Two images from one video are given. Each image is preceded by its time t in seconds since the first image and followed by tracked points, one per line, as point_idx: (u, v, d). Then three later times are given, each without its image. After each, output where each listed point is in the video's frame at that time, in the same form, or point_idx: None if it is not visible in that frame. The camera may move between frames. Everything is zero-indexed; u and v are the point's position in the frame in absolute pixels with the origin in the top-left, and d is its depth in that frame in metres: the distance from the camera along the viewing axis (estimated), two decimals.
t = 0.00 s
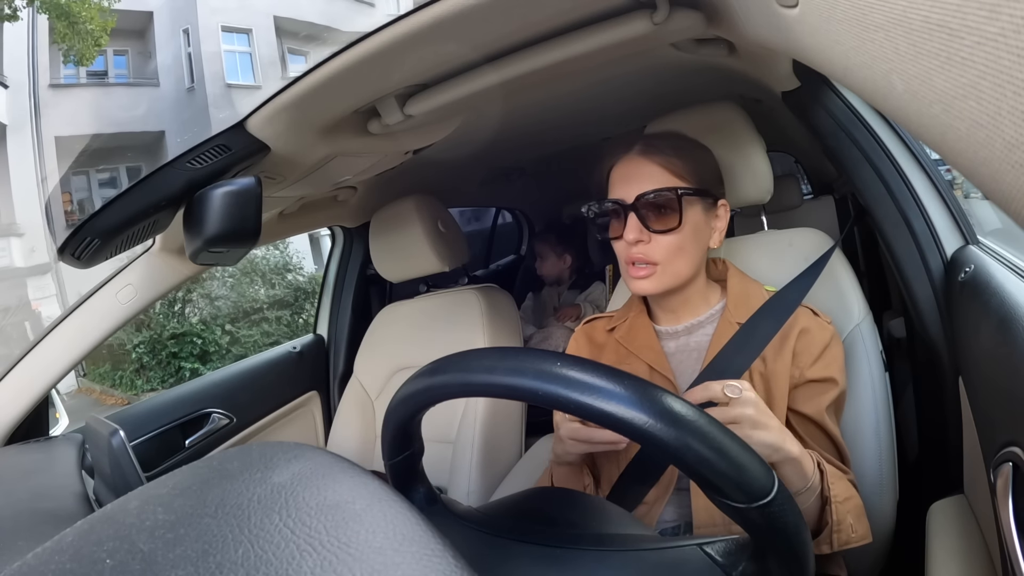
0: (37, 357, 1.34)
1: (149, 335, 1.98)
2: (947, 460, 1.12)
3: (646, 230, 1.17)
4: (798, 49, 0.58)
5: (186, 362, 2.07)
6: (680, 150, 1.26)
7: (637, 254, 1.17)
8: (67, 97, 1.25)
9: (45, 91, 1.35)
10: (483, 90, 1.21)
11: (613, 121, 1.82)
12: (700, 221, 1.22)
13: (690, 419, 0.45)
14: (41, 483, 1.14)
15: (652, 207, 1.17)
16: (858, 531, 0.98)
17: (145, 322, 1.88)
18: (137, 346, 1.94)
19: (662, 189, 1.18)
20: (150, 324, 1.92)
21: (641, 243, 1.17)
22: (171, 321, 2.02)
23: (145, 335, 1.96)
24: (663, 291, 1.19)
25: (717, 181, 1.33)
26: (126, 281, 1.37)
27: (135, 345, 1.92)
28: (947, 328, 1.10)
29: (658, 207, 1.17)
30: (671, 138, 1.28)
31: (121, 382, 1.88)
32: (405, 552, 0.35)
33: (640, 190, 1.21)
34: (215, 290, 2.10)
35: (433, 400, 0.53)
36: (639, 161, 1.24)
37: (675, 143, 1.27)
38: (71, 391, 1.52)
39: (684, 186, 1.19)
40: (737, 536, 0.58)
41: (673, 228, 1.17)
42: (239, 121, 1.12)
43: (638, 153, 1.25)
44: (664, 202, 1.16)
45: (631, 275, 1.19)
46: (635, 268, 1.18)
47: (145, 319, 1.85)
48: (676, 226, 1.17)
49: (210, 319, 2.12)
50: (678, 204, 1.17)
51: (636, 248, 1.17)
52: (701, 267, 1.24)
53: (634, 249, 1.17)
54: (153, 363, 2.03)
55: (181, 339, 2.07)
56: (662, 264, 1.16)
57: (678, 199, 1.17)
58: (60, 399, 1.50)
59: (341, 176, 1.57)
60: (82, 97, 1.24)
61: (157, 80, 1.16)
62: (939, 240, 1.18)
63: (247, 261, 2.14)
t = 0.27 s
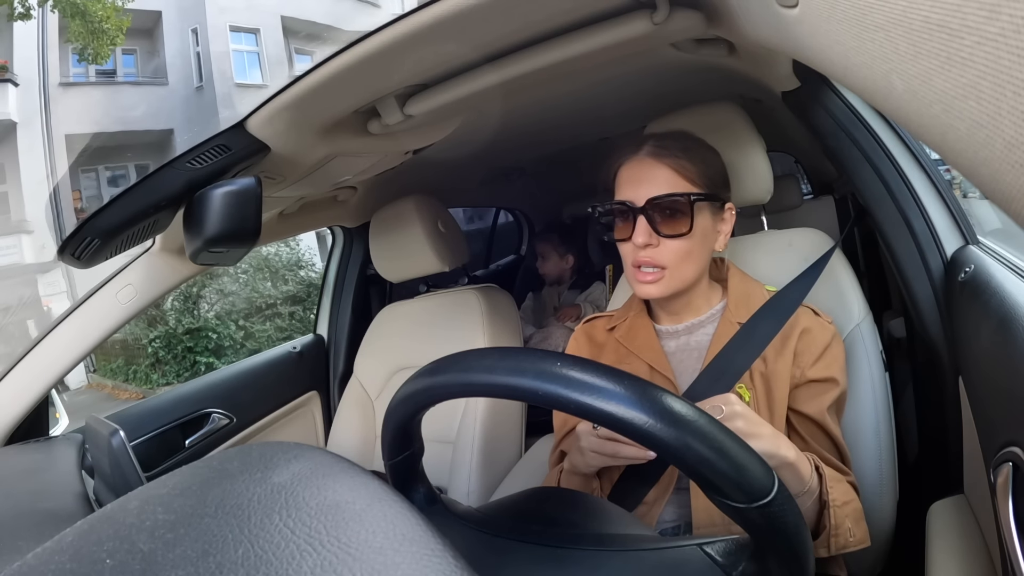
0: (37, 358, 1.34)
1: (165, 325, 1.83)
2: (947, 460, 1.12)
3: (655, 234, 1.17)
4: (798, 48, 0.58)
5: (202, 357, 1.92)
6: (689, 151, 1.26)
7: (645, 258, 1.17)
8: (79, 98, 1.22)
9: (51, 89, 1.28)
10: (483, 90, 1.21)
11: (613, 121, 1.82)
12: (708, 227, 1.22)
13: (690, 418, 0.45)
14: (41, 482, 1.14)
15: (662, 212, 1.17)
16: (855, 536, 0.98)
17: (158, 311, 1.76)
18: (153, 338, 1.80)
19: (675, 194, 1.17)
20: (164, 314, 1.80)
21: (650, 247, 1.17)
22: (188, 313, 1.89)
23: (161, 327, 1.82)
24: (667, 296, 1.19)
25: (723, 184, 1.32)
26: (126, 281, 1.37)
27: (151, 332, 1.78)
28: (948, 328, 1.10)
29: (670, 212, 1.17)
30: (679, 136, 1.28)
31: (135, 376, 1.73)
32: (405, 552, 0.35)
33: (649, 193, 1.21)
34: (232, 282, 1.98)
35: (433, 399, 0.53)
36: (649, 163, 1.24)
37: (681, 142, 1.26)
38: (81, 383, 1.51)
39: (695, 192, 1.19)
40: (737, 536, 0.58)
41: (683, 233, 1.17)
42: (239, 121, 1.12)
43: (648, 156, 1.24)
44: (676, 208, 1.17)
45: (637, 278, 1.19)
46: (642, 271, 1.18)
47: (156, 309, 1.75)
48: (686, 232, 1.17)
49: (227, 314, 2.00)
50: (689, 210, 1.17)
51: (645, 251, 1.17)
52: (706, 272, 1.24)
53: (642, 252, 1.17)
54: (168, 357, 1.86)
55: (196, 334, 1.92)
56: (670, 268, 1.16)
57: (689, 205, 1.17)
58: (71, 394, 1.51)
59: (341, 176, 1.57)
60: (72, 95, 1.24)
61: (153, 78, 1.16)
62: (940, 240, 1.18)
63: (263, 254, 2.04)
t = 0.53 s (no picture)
0: (37, 358, 1.34)
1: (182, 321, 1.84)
2: (947, 460, 1.12)
3: (656, 233, 1.17)
4: (799, 49, 0.58)
5: (217, 353, 1.94)
6: (689, 151, 1.25)
7: (646, 256, 1.17)
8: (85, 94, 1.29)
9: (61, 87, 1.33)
10: (483, 90, 1.21)
11: (613, 121, 1.82)
12: (709, 226, 1.22)
13: (689, 418, 0.45)
14: (41, 483, 1.14)
15: (664, 210, 1.17)
16: (855, 535, 0.98)
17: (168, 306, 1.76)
18: (168, 333, 1.80)
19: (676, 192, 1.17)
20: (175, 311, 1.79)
21: (651, 245, 1.17)
22: (200, 309, 1.89)
23: (176, 323, 1.82)
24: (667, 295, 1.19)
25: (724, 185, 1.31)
26: (126, 281, 1.37)
27: (152, 329, 1.73)
28: (948, 328, 1.10)
29: (671, 210, 1.17)
30: (678, 136, 1.28)
31: (149, 372, 1.74)
32: (405, 552, 0.35)
33: (650, 192, 1.21)
34: (246, 279, 2.00)
35: (433, 399, 0.53)
36: (650, 164, 1.24)
37: (682, 141, 1.26)
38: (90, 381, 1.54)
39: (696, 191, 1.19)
40: (737, 536, 0.58)
41: (684, 232, 1.17)
42: (240, 121, 1.12)
43: (649, 155, 1.24)
44: (677, 206, 1.17)
45: (637, 276, 1.19)
46: (642, 270, 1.18)
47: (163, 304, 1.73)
48: (687, 230, 1.17)
49: (240, 311, 2.01)
50: (690, 208, 1.17)
51: (646, 250, 1.17)
52: (706, 271, 1.24)
53: (643, 251, 1.17)
54: (182, 353, 1.85)
55: (210, 330, 1.92)
56: (671, 267, 1.17)
57: (690, 204, 1.17)
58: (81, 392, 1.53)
59: (341, 176, 1.57)
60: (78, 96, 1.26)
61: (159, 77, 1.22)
62: (940, 240, 1.18)
63: (273, 252, 2.06)
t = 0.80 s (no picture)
0: (37, 358, 1.34)
1: (193, 317, 1.93)
2: (947, 460, 1.12)
3: (656, 232, 1.17)
4: (799, 49, 0.58)
5: (228, 348, 2.00)
6: (688, 151, 1.25)
7: (647, 256, 1.17)
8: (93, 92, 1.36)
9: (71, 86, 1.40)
10: (483, 90, 1.21)
11: (613, 121, 1.82)
12: (709, 225, 1.22)
13: (689, 418, 0.45)
14: (41, 483, 1.14)
15: (663, 210, 1.17)
16: (855, 535, 0.98)
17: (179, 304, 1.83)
18: (180, 329, 1.90)
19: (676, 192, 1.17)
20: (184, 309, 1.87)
21: (651, 245, 1.17)
22: (213, 306, 1.97)
23: (187, 318, 1.91)
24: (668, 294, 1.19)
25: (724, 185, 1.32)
26: (126, 281, 1.37)
27: (162, 325, 1.83)
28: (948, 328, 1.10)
29: (671, 210, 1.17)
30: (677, 136, 1.28)
31: (159, 367, 1.83)
32: (405, 552, 0.35)
33: (650, 192, 1.21)
34: (258, 277, 2.06)
35: (433, 399, 0.53)
36: (649, 164, 1.24)
37: (681, 141, 1.27)
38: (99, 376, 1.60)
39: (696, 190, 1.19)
40: (737, 536, 0.58)
41: (684, 231, 1.17)
42: (239, 121, 1.12)
43: (649, 155, 1.25)
44: (677, 206, 1.17)
45: (638, 276, 1.19)
46: (642, 269, 1.18)
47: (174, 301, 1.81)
48: (687, 230, 1.17)
49: (252, 308, 2.08)
50: (690, 208, 1.17)
51: (646, 249, 1.17)
52: (707, 271, 1.24)
53: (643, 250, 1.17)
54: (195, 349, 1.94)
55: (222, 326, 2.00)
56: (671, 267, 1.17)
57: (690, 203, 1.17)
58: (92, 387, 1.59)
59: (341, 176, 1.58)
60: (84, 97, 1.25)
61: (164, 76, 1.28)
62: (940, 240, 1.18)
63: (284, 251, 2.13)
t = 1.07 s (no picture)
0: (37, 358, 1.34)
1: (205, 314, 1.92)
2: (947, 460, 1.12)
3: (655, 234, 1.17)
4: (798, 48, 0.58)
5: (240, 345, 2.02)
6: (687, 152, 1.25)
7: (646, 258, 1.17)
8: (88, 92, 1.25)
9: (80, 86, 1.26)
10: (483, 90, 1.21)
11: (613, 121, 1.82)
12: (708, 226, 1.22)
13: (689, 418, 0.45)
14: (41, 483, 1.14)
15: (662, 211, 1.17)
16: (848, 537, 0.98)
17: (188, 300, 1.82)
18: (192, 327, 1.89)
19: (674, 194, 1.17)
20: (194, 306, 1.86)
21: (651, 248, 1.17)
22: (224, 302, 1.96)
23: (197, 316, 1.90)
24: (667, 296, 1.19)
25: (723, 185, 1.32)
26: (126, 281, 1.37)
27: (174, 323, 1.82)
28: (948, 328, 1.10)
29: (669, 212, 1.17)
30: (676, 137, 1.28)
31: (171, 364, 1.82)
32: (405, 552, 0.35)
33: (649, 193, 1.21)
34: (269, 274, 2.07)
35: (434, 399, 0.53)
36: (648, 164, 1.24)
37: (680, 142, 1.26)
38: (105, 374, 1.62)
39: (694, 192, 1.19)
40: (737, 536, 0.58)
41: (683, 233, 1.17)
42: (239, 121, 1.12)
43: (647, 157, 1.24)
44: (676, 208, 1.17)
45: (637, 278, 1.19)
46: (643, 271, 1.18)
47: (183, 298, 1.80)
48: (687, 232, 1.17)
49: (262, 304, 2.09)
50: (689, 209, 1.17)
51: (646, 251, 1.17)
52: (706, 272, 1.24)
53: (643, 252, 1.17)
54: (206, 345, 1.93)
55: (233, 323, 2.00)
56: (671, 268, 1.17)
57: (689, 204, 1.17)
58: (100, 384, 1.61)
59: (341, 176, 1.57)
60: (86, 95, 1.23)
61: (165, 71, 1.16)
62: (940, 241, 1.18)
63: (293, 249, 2.16)
